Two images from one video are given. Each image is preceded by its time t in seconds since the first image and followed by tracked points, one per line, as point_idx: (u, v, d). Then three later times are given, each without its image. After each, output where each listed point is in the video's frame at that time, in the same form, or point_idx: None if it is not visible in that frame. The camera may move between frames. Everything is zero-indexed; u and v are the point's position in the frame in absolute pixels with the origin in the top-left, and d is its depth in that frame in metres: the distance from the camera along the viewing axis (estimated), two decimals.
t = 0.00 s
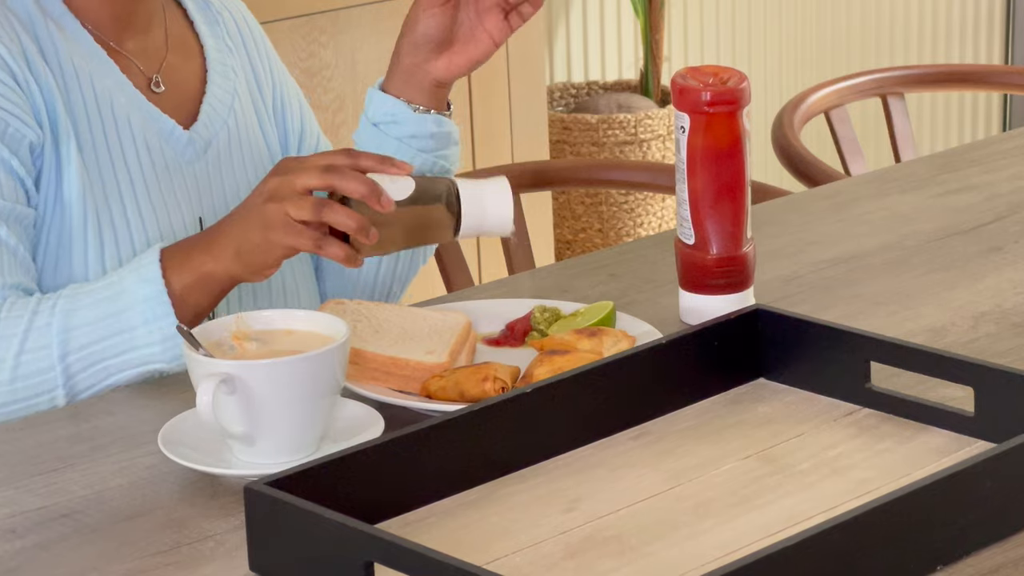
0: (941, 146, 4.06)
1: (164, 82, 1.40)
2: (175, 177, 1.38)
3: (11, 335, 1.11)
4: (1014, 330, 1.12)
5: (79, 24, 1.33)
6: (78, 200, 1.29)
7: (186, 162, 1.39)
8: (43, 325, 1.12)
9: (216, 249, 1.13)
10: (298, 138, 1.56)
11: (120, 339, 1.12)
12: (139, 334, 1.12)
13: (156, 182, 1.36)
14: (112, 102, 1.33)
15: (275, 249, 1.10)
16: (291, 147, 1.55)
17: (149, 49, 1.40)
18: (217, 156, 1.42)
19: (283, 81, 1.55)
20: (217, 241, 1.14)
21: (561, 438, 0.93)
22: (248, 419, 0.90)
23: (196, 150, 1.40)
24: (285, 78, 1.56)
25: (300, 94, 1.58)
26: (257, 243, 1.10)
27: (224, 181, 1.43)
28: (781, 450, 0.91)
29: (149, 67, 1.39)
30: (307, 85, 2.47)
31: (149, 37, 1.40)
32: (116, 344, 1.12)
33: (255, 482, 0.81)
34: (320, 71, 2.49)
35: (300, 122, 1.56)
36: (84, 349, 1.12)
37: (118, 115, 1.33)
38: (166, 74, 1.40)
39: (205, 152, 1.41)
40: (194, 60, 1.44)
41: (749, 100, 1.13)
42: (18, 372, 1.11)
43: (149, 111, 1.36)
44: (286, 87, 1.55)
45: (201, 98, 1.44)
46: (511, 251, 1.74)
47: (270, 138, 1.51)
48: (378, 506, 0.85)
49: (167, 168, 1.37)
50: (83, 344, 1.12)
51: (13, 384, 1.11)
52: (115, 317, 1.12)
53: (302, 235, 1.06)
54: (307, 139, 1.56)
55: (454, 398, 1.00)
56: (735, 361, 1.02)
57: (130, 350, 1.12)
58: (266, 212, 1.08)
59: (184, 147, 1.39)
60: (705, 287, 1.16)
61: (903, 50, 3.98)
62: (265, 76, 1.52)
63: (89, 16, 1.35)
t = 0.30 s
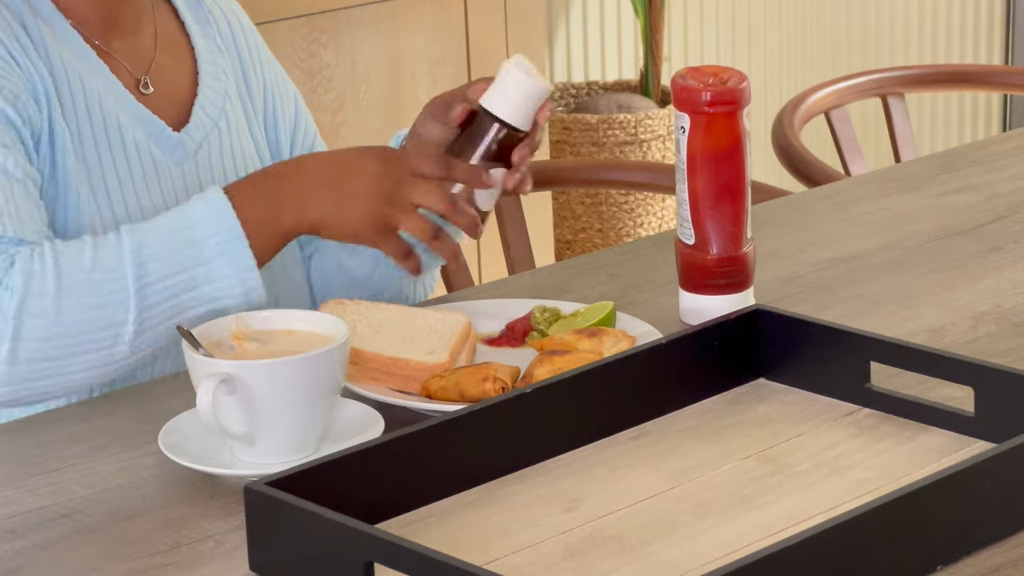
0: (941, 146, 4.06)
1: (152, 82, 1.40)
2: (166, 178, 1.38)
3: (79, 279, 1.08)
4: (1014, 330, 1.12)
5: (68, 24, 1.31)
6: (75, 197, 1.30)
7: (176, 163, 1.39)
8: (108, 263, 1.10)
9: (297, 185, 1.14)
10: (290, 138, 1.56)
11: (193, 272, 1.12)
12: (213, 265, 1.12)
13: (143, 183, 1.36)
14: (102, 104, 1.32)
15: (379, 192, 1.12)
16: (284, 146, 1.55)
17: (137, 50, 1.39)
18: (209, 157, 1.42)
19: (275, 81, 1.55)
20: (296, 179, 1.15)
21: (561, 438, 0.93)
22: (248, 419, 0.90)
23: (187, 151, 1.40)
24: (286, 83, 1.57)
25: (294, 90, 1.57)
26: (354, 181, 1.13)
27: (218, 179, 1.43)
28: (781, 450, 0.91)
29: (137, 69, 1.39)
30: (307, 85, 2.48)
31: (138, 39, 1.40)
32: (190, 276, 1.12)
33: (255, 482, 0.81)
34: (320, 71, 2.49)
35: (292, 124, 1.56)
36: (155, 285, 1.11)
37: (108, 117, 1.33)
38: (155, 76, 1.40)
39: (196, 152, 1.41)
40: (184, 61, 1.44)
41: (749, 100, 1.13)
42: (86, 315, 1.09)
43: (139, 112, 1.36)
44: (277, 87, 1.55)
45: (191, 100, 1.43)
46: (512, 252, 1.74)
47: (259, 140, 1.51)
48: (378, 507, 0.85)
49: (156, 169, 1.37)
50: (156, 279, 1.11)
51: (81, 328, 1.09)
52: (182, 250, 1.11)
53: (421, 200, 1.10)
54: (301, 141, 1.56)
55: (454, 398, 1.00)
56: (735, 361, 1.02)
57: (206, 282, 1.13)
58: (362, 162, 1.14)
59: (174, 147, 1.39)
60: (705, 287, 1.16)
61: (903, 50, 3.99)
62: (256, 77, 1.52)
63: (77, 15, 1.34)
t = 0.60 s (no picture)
0: (941, 145, 4.06)
1: (154, 79, 1.36)
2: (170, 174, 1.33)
3: (197, 205, 1.03)
4: (1014, 330, 1.12)
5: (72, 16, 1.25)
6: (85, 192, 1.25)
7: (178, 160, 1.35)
8: (229, 198, 1.03)
9: (445, 199, 1.06)
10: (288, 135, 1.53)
11: (313, 230, 1.04)
12: (335, 228, 1.04)
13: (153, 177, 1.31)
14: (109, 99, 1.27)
15: (510, 223, 1.05)
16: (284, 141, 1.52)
17: (138, 47, 1.35)
18: (212, 154, 1.38)
19: (274, 78, 1.51)
20: (453, 197, 1.06)
21: (561, 439, 0.93)
22: (248, 419, 0.90)
23: (188, 146, 1.36)
24: (285, 78, 1.54)
25: (293, 86, 1.54)
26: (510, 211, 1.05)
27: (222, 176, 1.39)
28: (781, 450, 0.91)
29: (139, 66, 1.35)
30: (307, 84, 2.47)
31: (139, 35, 1.36)
32: (301, 236, 1.04)
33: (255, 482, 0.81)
34: (320, 71, 2.49)
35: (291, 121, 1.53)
36: (263, 233, 1.03)
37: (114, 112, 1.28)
38: (157, 74, 1.36)
39: (198, 148, 1.37)
40: (185, 56, 1.40)
41: (749, 100, 1.13)
42: (175, 251, 1.02)
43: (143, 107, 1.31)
44: (277, 83, 1.51)
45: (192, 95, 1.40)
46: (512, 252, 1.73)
47: (260, 138, 1.48)
48: (378, 507, 0.85)
49: (162, 165, 1.32)
50: (264, 227, 1.03)
51: (178, 259, 1.02)
52: (313, 208, 1.04)
53: (575, 242, 1.05)
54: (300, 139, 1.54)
55: (454, 398, 1.00)
56: (735, 361, 1.02)
57: (321, 244, 1.04)
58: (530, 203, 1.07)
59: (178, 144, 1.35)
60: (705, 287, 1.16)
61: (903, 49, 4.00)
62: (257, 74, 1.49)
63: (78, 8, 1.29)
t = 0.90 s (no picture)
0: (941, 146, 4.06)
1: (169, 78, 1.36)
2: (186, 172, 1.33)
3: (217, 212, 1.01)
4: (1014, 330, 1.12)
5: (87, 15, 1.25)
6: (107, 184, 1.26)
7: (194, 158, 1.34)
8: (249, 205, 1.01)
9: (469, 211, 1.00)
10: (299, 135, 1.53)
11: (330, 241, 1.01)
12: (351, 239, 1.01)
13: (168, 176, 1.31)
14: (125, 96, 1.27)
15: (530, 248, 0.98)
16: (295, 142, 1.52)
17: (152, 46, 1.36)
18: (227, 152, 1.38)
19: (286, 79, 1.51)
20: (480, 208, 1.00)
21: (561, 438, 0.93)
22: (248, 419, 0.90)
23: (204, 145, 1.35)
24: (296, 80, 1.54)
25: (304, 87, 1.54)
26: (536, 234, 0.99)
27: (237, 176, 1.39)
28: (781, 450, 0.91)
29: (153, 65, 1.35)
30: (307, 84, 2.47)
31: (152, 34, 1.36)
32: (319, 247, 1.01)
33: (255, 482, 0.81)
34: (320, 71, 2.49)
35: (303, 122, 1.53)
36: (282, 243, 1.01)
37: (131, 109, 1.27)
38: (171, 73, 1.36)
39: (214, 146, 1.36)
40: (198, 55, 1.40)
41: (749, 100, 1.13)
42: (195, 257, 1.00)
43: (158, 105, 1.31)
44: (288, 85, 1.51)
45: (208, 92, 1.40)
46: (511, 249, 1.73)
47: (272, 138, 1.48)
48: (378, 507, 0.85)
49: (178, 164, 1.32)
50: (283, 236, 1.01)
51: (198, 268, 1.01)
52: (332, 217, 1.01)
53: (589, 283, 1.00)
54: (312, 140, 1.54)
55: (454, 398, 1.00)
56: (735, 361, 1.02)
57: (338, 256, 1.01)
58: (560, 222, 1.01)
59: (194, 142, 1.34)
60: (706, 287, 1.16)
61: (904, 50, 4.00)
62: (267, 73, 1.49)
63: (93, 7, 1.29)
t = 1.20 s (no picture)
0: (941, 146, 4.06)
1: (174, 84, 1.36)
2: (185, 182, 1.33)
3: (111, 253, 1.04)
4: (1014, 330, 1.12)
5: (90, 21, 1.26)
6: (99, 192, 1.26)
7: (195, 166, 1.34)
8: (142, 242, 1.05)
9: (360, 201, 1.05)
10: (307, 148, 1.52)
11: (233, 262, 1.07)
12: (257, 257, 1.07)
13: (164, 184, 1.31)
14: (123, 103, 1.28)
15: (420, 230, 1.04)
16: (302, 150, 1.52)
17: (159, 51, 1.36)
18: (230, 162, 1.37)
19: (297, 94, 1.51)
20: (369, 196, 1.05)
21: (561, 438, 0.93)
22: (248, 419, 0.90)
23: (206, 154, 1.35)
24: (314, 101, 1.54)
25: (315, 97, 1.54)
26: (423, 213, 1.04)
27: (240, 184, 1.38)
28: (781, 450, 0.91)
29: (158, 70, 1.35)
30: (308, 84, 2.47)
31: (160, 40, 1.37)
32: (223, 270, 1.07)
33: (255, 482, 0.81)
34: (320, 71, 2.49)
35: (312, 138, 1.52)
36: (187, 275, 1.06)
37: (128, 117, 1.28)
38: (178, 79, 1.36)
39: (216, 156, 1.36)
40: (207, 61, 1.40)
41: (749, 100, 1.13)
42: (102, 300, 1.05)
43: (160, 113, 1.31)
44: (299, 101, 1.51)
45: (214, 100, 1.39)
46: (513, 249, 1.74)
47: (278, 145, 1.47)
48: (378, 507, 0.85)
49: (177, 172, 1.32)
50: (187, 267, 1.06)
51: (106, 313, 1.05)
52: (231, 239, 1.06)
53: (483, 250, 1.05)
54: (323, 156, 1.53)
55: (454, 398, 1.00)
56: (735, 361, 1.02)
57: (246, 277, 1.07)
58: (447, 185, 1.05)
59: (195, 150, 1.34)
60: (706, 287, 1.16)
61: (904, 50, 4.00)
62: (274, 79, 1.48)
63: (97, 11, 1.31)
